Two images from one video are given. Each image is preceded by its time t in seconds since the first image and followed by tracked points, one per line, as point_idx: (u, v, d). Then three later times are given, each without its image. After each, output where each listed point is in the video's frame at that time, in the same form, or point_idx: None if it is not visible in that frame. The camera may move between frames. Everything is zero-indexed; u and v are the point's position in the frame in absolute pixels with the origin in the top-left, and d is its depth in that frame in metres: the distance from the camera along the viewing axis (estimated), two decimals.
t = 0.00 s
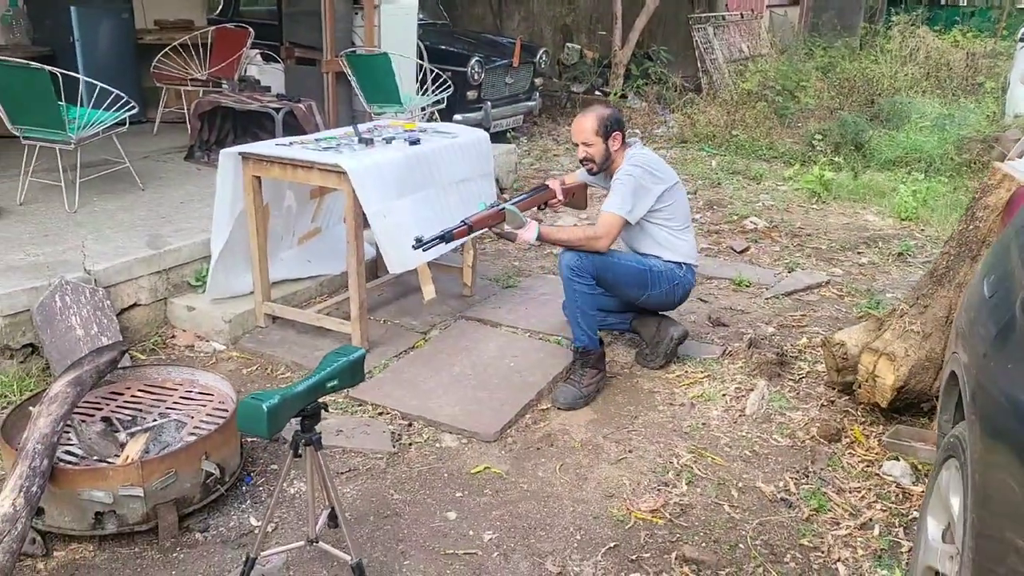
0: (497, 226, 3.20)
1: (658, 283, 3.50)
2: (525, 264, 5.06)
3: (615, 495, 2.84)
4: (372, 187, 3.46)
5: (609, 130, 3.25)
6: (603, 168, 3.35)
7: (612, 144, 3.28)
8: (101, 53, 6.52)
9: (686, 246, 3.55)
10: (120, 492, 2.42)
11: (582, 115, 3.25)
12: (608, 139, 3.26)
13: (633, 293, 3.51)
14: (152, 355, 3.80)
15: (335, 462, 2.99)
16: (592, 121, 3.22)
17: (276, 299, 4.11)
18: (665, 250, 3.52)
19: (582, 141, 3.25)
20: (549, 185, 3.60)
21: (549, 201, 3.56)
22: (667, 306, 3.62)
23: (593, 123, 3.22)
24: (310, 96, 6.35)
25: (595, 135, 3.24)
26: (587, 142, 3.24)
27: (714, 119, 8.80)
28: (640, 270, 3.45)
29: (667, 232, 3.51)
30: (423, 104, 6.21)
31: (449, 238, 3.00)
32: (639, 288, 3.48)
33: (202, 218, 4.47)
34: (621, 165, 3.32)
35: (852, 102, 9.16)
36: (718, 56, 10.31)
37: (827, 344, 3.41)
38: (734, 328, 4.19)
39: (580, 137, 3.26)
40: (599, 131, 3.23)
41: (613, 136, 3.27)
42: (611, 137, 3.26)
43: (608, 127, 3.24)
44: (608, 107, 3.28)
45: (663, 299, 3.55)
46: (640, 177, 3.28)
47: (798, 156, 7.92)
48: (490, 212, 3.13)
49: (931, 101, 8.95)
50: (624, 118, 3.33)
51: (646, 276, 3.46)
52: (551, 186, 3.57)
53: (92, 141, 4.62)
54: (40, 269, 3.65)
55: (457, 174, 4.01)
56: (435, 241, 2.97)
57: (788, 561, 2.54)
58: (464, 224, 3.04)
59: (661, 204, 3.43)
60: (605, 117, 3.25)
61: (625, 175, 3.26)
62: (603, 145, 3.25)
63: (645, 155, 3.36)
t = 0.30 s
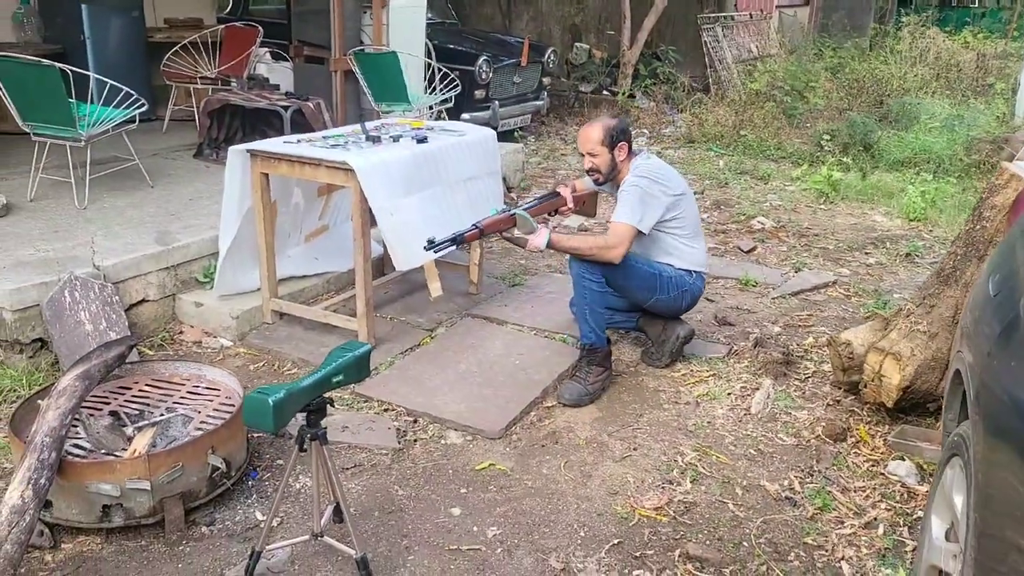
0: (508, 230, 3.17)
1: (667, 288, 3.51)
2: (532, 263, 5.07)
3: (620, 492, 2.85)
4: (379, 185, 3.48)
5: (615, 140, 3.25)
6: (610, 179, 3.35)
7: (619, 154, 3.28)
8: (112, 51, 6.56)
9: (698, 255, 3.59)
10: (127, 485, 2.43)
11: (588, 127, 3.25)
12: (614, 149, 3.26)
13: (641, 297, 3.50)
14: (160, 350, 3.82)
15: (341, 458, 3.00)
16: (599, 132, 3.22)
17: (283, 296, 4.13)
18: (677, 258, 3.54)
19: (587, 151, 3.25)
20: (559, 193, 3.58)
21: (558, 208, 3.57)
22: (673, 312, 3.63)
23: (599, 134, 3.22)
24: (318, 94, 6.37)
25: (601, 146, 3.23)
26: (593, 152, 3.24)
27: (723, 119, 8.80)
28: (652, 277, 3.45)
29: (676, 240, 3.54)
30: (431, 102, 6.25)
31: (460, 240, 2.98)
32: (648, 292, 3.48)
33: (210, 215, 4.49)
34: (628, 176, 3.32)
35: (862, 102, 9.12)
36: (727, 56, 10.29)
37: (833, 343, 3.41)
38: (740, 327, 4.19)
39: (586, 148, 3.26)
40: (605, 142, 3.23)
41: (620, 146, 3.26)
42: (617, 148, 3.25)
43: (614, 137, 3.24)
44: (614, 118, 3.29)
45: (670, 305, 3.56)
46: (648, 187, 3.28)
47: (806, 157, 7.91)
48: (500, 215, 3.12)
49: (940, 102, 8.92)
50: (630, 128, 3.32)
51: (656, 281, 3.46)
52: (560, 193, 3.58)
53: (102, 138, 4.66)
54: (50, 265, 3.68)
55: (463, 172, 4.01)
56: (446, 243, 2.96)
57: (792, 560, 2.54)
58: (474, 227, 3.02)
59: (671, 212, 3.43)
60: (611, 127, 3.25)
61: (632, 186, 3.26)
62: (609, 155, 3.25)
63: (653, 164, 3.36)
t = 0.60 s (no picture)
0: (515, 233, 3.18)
1: (681, 283, 3.54)
2: (538, 259, 5.07)
3: (624, 486, 2.85)
4: (386, 180, 3.48)
5: (609, 157, 3.26)
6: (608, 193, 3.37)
7: (613, 170, 3.29)
8: (121, 46, 6.59)
9: (709, 251, 3.64)
10: (134, 475, 2.45)
11: (582, 145, 3.26)
12: (608, 165, 3.27)
13: (655, 290, 3.53)
14: (167, 344, 3.84)
15: (347, 451, 3.01)
16: (592, 149, 3.23)
17: (290, 291, 4.14)
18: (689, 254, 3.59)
19: (583, 169, 3.27)
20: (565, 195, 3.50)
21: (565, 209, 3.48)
22: (686, 308, 3.65)
23: (592, 151, 3.23)
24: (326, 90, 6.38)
25: (596, 164, 3.25)
26: (588, 170, 3.26)
27: (731, 116, 8.78)
28: (666, 271, 3.48)
29: (684, 239, 3.58)
30: (438, 98, 6.27)
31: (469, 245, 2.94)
32: (662, 285, 3.51)
33: (217, 209, 4.51)
34: (625, 187, 3.32)
35: (871, 100, 9.08)
36: (735, 53, 10.26)
37: (839, 340, 3.41)
38: (746, 324, 4.19)
39: (580, 166, 3.27)
40: (599, 159, 3.24)
41: (614, 163, 3.28)
42: (612, 164, 3.27)
43: (608, 154, 3.25)
44: (607, 133, 3.29)
45: (683, 301, 3.59)
46: (647, 194, 3.29)
47: (814, 154, 7.89)
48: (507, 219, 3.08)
49: (950, 100, 8.88)
50: (623, 141, 3.32)
51: (670, 275, 3.50)
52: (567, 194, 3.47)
53: (111, 133, 4.69)
54: (58, 258, 3.70)
55: (470, 168, 4.02)
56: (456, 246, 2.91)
57: (796, 555, 2.53)
58: (483, 232, 2.98)
59: (675, 214, 3.45)
60: (605, 143, 3.25)
61: (631, 197, 3.27)
62: (603, 172, 3.27)
63: (650, 171, 3.36)
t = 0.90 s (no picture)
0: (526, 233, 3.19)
1: (695, 275, 3.54)
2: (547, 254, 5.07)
3: (632, 479, 2.85)
4: (394, 174, 3.49)
5: (615, 162, 3.23)
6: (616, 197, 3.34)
7: (620, 176, 3.26)
8: (131, 43, 6.62)
9: (722, 242, 3.64)
10: (144, 466, 2.46)
11: (587, 150, 3.24)
12: (614, 171, 3.24)
13: (670, 281, 3.54)
14: (177, 337, 3.86)
15: (355, 443, 3.02)
16: (598, 155, 3.20)
17: (299, 285, 4.15)
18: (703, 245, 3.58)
19: (589, 175, 3.24)
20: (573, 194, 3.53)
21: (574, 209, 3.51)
22: (700, 300, 3.66)
23: (598, 157, 3.20)
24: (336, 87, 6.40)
25: (602, 170, 3.22)
26: (594, 176, 3.23)
27: (741, 113, 8.74)
28: (680, 262, 3.48)
29: (696, 232, 3.57)
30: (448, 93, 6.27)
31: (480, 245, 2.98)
32: (677, 277, 3.52)
33: (227, 204, 4.53)
34: (631, 189, 3.31)
35: (882, 96, 9.03)
36: (745, 50, 10.23)
37: (848, 334, 3.39)
38: (756, 319, 4.18)
39: (586, 172, 3.24)
40: (605, 165, 3.21)
41: (621, 168, 3.24)
42: (618, 170, 3.23)
43: (614, 159, 3.22)
44: (612, 138, 3.26)
45: (698, 291, 3.59)
46: (652, 192, 3.30)
47: (824, 151, 7.86)
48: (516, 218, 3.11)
49: (961, 97, 8.83)
50: (629, 146, 3.29)
51: (685, 267, 3.50)
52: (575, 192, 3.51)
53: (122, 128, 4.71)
54: (70, 251, 3.72)
55: (478, 162, 4.02)
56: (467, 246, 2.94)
57: (805, 547, 2.53)
58: (493, 232, 3.03)
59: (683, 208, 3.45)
60: (610, 149, 3.22)
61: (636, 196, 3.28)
62: (610, 178, 3.24)
63: (654, 169, 3.35)
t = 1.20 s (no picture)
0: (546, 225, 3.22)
1: (711, 262, 3.54)
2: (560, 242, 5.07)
3: (648, 461, 2.86)
4: (410, 160, 3.50)
5: (630, 151, 3.23)
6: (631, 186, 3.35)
7: (635, 165, 3.26)
8: (147, 33, 6.66)
9: (739, 229, 3.62)
10: (165, 444, 2.49)
11: (601, 142, 3.24)
12: (630, 160, 3.25)
13: (685, 268, 3.54)
14: (194, 322, 3.89)
15: (372, 426, 3.04)
16: (611, 145, 3.21)
17: (314, 272, 4.17)
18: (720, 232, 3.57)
19: (605, 166, 3.25)
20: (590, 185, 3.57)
21: (591, 198, 3.56)
22: (716, 287, 3.66)
23: (612, 148, 3.21)
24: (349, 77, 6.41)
25: (616, 160, 3.23)
26: (610, 166, 3.24)
27: (755, 103, 8.71)
28: (695, 247, 3.48)
29: (713, 219, 3.56)
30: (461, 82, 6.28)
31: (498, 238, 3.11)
32: (692, 263, 3.52)
33: (243, 191, 4.55)
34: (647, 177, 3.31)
35: (897, 86, 8.99)
36: (758, 41, 10.19)
37: (864, 319, 3.39)
38: (770, 305, 4.17)
39: (601, 162, 3.26)
40: (620, 155, 3.22)
41: (636, 157, 3.25)
42: (632, 159, 3.24)
43: (628, 149, 3.22)
44: (625, 128, 3.26)
45: (714, 277, 3.59)
46: (667, 179, 3.30)
47: (838, 141, 7.83)
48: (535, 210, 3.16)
49: (977, 86, 8.77)
50: (641, 135, 3.29)
51: (700, 253, 3.50)
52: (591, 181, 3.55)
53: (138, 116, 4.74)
54: (88, 237, 3.76)
55: (493, 149, 4.03)
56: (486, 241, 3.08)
57: (820, 528, 2.53)
58: (513, 225, 3.12)
59: (700, 195, 3.44)
60: (624, 139, 3.23)
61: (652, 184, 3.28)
62: (625, 167, 3.24)
63: (669, 157, 3.35)
